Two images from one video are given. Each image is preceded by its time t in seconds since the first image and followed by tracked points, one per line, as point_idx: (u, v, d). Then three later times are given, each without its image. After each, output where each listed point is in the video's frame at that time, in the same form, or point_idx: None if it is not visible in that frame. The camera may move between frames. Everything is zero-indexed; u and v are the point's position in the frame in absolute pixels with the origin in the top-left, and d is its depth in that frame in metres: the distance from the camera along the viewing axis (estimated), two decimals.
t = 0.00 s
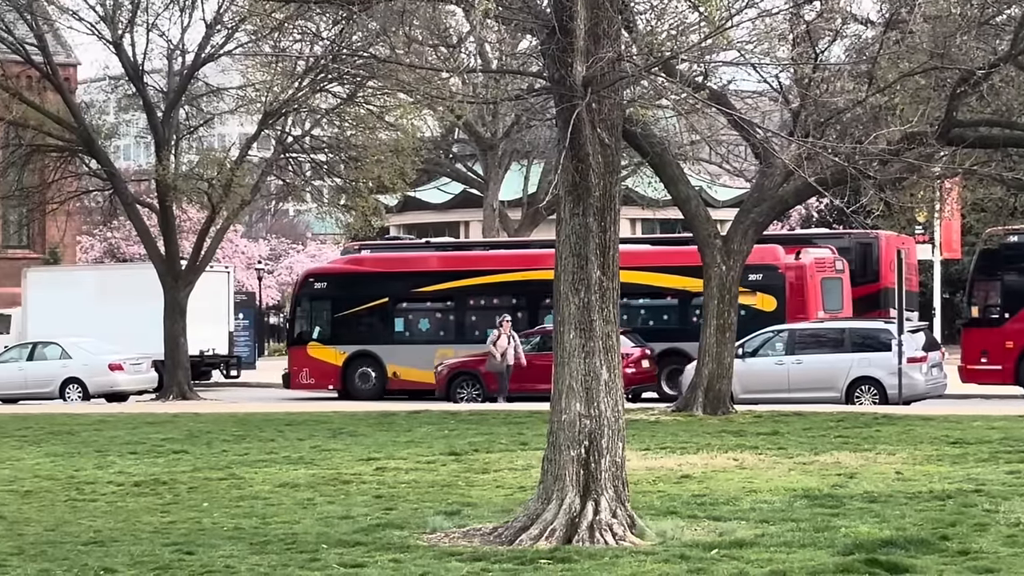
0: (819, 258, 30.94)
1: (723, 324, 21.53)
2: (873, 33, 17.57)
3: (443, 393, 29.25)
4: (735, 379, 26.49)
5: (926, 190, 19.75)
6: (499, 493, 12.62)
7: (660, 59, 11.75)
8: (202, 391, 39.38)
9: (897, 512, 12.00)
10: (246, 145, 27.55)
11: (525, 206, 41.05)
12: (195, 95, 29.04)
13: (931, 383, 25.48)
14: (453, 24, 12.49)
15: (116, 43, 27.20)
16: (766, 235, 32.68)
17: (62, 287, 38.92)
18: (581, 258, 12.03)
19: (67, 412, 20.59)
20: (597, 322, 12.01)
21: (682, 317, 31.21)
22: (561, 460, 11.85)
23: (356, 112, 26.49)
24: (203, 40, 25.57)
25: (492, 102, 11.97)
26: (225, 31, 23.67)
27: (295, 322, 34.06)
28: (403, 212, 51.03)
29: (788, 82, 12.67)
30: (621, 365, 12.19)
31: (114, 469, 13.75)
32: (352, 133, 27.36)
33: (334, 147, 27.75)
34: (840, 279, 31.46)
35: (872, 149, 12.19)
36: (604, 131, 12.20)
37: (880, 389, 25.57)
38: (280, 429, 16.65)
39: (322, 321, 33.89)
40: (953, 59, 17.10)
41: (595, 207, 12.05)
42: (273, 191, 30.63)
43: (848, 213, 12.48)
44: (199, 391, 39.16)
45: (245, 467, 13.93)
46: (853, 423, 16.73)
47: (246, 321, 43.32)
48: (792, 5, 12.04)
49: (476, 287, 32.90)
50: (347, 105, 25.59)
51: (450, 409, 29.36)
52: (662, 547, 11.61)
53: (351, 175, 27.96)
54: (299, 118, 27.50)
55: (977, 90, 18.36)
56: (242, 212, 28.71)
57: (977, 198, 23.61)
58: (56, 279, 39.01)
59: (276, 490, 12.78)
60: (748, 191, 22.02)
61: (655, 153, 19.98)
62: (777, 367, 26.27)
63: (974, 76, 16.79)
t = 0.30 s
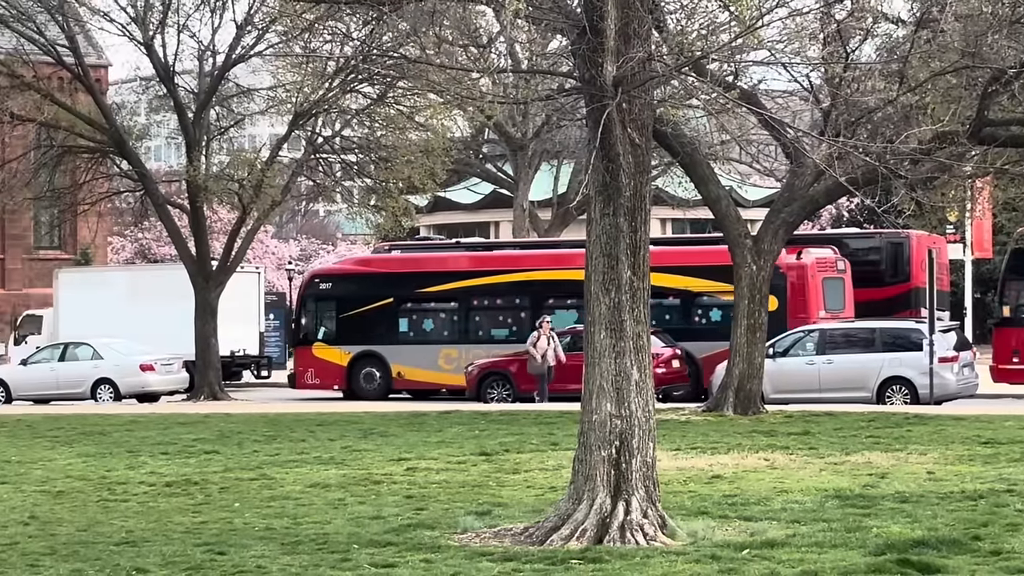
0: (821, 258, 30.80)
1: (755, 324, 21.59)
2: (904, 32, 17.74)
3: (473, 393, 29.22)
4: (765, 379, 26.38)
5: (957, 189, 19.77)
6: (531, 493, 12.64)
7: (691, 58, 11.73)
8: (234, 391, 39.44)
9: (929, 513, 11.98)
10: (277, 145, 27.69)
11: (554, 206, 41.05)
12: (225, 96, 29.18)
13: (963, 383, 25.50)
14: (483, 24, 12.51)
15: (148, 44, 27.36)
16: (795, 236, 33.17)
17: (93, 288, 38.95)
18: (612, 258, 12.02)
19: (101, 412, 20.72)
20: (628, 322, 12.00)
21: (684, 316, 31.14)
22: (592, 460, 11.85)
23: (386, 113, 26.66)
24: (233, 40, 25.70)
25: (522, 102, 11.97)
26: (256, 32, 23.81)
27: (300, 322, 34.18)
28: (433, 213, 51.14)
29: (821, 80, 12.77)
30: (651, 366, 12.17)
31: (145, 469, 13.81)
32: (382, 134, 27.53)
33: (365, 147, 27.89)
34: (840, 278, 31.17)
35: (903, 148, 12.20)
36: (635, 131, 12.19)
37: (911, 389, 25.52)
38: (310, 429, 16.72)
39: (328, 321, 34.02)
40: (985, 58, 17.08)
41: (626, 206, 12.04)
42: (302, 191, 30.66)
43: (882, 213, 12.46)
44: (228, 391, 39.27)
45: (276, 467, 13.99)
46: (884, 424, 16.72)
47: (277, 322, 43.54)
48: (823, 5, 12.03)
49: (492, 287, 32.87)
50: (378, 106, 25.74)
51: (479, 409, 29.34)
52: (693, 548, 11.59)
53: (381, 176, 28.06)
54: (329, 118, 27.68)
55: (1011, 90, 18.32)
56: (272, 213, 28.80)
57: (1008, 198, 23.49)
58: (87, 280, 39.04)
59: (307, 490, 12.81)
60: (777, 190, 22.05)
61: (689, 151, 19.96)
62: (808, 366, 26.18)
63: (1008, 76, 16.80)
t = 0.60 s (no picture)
0: (823, 258, 30.64)
1: (782, 324, 21.69)
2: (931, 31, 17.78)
3: (502, 393, 29.21)
4: (793, 379, 26.38)
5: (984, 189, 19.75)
6: (558, 493, 12.65)
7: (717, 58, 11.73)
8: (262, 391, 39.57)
9: (958, 512, 11.94)
10: (305, 146, 27.79)
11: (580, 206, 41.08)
12: (253, 97, 29.31)
13: (991, 383, 25.40)
14: (508, 25, 12.52)
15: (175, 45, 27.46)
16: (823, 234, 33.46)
17: (122, 288, 39.06)
18: (640, 258, 12.01)
19: (130, 412, 20.86)
20: (655, 321, 12.00)
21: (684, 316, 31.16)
22: (620, 460, 11.85)
23: (413, 113, 26.79)
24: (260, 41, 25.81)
25: (549, 102, 11.97)
26: (284, 32, 23.89)
27: (304, 323, 34.19)
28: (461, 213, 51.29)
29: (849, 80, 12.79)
30: (679, 365, 12.16)
31: (173, 470, 13.86)
32: (409, 134, 27.64)
33: (392, 147, 27.98)
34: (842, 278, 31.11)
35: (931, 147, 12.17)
36: (662, 131, 12.18)
37: (939, 389, 25.51)
38: (338, 430, 16.80)
39: (332, 321, 34.02)
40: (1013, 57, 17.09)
41: (653, 206, 12.03)
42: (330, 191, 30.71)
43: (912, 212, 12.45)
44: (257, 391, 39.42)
45: (303, 467, 14.03)
46: (912, 424, 16.69)
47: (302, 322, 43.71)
48: (850, 5, 12.04)
49: (506, 285, 32.84)
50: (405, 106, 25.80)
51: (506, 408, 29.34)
52: (721, 547, 11.58)
53: (409, 176, 28.15)
54: (357, 119, 27.80)
55: None
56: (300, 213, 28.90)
57: None
58: (114, 281, 39.12)
59: (335, 491, 12.83)
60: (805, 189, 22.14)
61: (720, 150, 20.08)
62: (835, 366, 26.20)
63: None
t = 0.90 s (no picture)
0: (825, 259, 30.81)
1: (813, 324, 21.67)
2: (964, 31, 17.74)
3: (533, 393, 29.18)
4: (824, 378, 26.40)
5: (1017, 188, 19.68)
6: (590, 494, 12.66)
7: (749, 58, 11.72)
8: (291, 391, 39.73)
9: (991, 512, 11.90)
10: (335, 147, 27.87)
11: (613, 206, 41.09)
12: (284, 98, 29.43)
13: None
14: (541, 25, 12.51)
15: (207, 47, 27.65)
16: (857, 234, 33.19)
17: (152, 290, 39.22)
18: (672, 258, 11.99)
19: (164, 413, 21.05)
20: (688, 322, 11.97)
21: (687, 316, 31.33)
22: (652, 460, 11.84)
23: (444, 113, 27.00)
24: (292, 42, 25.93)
25: (581, 102, 11.97)
26: (315, 33, 24.07)
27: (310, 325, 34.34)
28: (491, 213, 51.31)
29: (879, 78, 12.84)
30: (711, 365, 12.13)
31: (207, 470, 13.93)
32: (441, 134, 27.74)
33: (423, 148, 28.01)
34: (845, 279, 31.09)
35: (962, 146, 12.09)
36: (694, 130, 12.16)
37: (972, 388, 25.45)
38: (370, 430, 16.90)
39: (337, 322, 34.18)
40: None
41: (685, 206, 12.00)
42: (361, 192, 30.75)
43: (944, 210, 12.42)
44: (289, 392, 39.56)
45: (335, 467, 14.08)
46: (945, 425, 16.67)
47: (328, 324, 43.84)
48: (882, 4, 12.03)
49: (516, 285, 32.79)
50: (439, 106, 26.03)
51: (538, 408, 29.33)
52: (754, 548, 11.56)
53: (440, 177, 28.11)
54: (387, 120, 27.90)
55: None
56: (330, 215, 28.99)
57: None
58: (146, 283, 39.30)
59: (367, 491, 12.85)
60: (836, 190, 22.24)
61: (750, 148, 20.21)
62: (867, 365, 26.21)
63: None
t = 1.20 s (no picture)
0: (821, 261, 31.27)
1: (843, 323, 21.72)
2: (993, 29, 17.66)
3: (561, 394, 29.20)
4: (853, 378, 26.45)
5: None
6: (620, 493, 12.67)
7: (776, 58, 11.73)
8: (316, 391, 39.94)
9: (1021, 513, 11.85)
10: (363, 148, 28.10)
11: (640, 206, 41.16)
12: (312, 99, 29.58)
13: None
14: (569, 26, 12.48)
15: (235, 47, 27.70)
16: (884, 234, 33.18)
17: (178, 289, 39.33)
18: (700, 258, 11.99)
19: (192, 413, 21.22)
20: (716, 322, 11.96)
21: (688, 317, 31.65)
22: (681, 460, 11.83)
23: (472, 114, 27.10)
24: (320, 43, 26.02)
25: (608, 102, 11.97)
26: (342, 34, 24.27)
27: (314, 325, 34.41)
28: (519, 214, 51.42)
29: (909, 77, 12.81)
30: (740, 365, 12.12)
31: (236, 470, 13.99)
32: (469, 136, 27.83)
33: (451, 149, 28.08)
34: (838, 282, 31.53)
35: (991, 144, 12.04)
36: (723, 130, 12.14)
37: (1001, 388, 25.34)
38: (399, 430, 17.02)
39: (341, 323, 34.22)
40: None
41: (714, 206, 11.99)
42: (390, 193, 30.86)
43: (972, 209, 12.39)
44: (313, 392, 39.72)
45: (364, 467, 14.13)
46: (976, 425, 16.67)
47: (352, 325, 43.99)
48: (910, 4, 12.03)
49: (534, 285, 32.79)
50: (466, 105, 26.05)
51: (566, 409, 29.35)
52: (784, 547, 11.55)
53: (467, 177, 28.09)
54: (415, 121, 28.14)
55: None
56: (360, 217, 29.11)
57: None
58: (175, 283, 39.39)
59: (396, 491, 12.87)
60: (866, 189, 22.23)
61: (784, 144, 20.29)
62: (896, 365, 26.20)
63: None
